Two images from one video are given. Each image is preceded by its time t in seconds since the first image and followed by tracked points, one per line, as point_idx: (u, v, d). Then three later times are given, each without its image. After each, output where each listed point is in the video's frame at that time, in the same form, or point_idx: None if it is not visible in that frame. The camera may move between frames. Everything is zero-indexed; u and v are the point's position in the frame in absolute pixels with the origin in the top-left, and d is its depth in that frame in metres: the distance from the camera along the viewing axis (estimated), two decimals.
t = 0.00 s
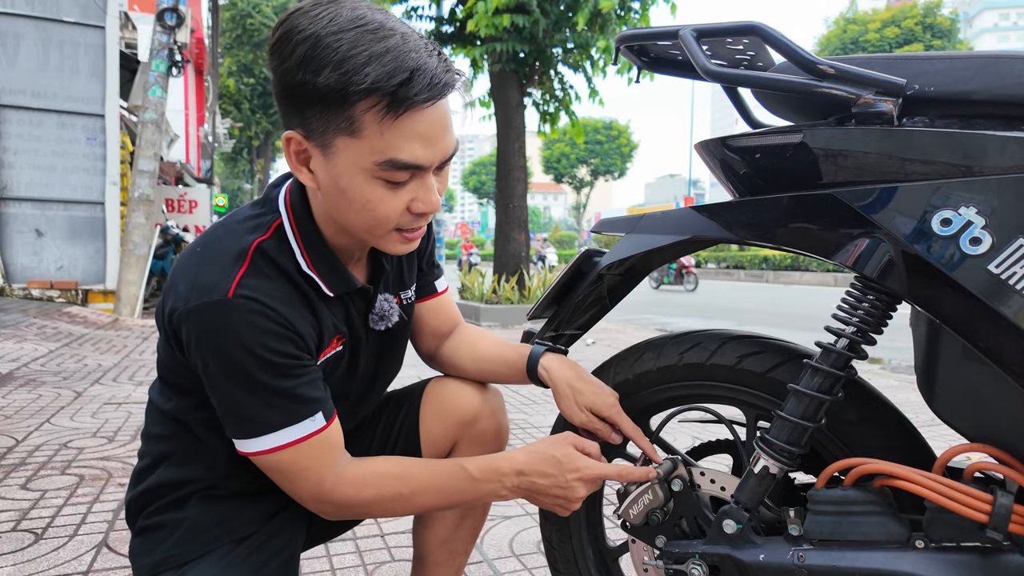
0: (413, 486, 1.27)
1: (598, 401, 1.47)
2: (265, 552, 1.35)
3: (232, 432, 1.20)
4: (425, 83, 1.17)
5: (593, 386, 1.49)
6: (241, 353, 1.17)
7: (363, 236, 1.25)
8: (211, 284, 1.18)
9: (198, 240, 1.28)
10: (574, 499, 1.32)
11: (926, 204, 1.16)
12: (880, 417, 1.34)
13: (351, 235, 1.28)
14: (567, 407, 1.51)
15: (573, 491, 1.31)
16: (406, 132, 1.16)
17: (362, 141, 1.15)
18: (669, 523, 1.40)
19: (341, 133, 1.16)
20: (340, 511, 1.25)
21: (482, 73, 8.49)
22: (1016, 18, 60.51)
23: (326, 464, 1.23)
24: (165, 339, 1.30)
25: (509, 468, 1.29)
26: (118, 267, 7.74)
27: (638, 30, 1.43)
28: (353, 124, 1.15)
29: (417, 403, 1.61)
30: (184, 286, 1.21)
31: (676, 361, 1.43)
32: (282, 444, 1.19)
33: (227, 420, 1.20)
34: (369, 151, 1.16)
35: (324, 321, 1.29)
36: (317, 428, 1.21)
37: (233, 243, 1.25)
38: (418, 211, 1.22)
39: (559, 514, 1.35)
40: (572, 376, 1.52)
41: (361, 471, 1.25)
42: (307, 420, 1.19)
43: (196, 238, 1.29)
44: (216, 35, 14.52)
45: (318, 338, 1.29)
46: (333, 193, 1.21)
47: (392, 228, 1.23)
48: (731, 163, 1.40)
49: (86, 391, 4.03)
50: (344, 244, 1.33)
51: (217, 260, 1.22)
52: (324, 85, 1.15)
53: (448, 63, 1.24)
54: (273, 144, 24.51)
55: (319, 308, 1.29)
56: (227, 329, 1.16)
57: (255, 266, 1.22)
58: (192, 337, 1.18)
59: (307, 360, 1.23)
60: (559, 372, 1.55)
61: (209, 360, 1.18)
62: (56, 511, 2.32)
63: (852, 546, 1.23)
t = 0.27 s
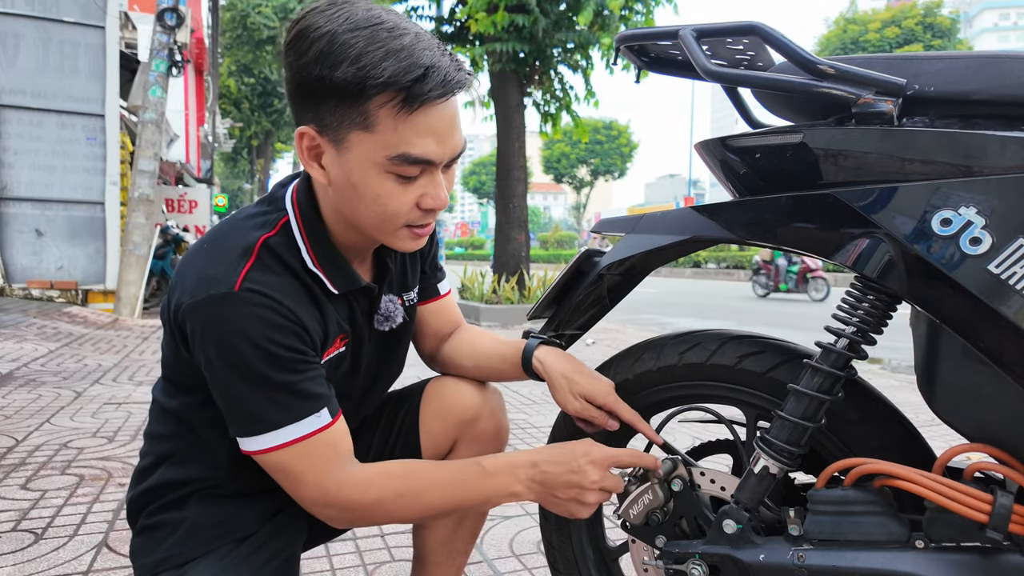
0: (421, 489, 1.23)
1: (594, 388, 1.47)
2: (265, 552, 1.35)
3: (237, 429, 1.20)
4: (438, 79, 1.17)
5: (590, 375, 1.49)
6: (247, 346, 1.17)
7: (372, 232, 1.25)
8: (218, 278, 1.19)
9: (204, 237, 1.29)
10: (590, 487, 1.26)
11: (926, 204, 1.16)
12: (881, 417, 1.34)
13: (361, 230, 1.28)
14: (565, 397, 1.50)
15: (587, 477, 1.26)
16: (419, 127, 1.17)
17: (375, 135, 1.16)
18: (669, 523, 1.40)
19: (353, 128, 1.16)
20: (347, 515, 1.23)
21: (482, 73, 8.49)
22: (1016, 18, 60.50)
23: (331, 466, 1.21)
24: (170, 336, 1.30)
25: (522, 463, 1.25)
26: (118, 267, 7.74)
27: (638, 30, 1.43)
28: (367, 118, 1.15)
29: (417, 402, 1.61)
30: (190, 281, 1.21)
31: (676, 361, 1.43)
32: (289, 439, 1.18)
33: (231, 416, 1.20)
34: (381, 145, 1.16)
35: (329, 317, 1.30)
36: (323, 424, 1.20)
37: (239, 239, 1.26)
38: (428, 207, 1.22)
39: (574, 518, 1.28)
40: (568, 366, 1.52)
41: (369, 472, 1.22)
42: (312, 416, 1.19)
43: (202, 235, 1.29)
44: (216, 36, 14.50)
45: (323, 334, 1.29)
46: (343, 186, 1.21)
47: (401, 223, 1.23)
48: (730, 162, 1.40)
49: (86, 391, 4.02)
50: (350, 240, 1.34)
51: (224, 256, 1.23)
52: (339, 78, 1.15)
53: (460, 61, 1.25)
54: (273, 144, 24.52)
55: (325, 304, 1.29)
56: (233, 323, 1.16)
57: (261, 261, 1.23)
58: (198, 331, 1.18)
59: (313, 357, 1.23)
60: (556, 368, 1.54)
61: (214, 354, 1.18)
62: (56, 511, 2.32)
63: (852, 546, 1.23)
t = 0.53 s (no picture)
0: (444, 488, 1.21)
1: (546, 357, 1.50)
2: (266, 552, 1.35)
3: (252, 427, 1.19)
4: (426, 56, 1.19)
5: (545, 346, 1.52)
6: (262, 338, 1.16)
7: (366, 215, 1.26)
8: (234, 272, 1.19)
9: (218, 234, 1.30)
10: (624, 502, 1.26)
11: (926, 203, 1.16)
12: (880, 417, 1.34)
13: (359, 218, 1.29)
14: (516, 365, 1.52)
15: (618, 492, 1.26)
16: (406, 102, 1.18)
17: (361, 107, 1.19)
18: (669, 523, 1.40)
19: (344, 101, 1.20)
20: (372, 516, 1.20)
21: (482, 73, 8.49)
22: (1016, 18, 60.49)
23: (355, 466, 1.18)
24: (183, 337, 1.29)
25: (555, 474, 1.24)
26: (118, 267, 7.74)
27: (638, 30, 1.42)
28: (355, 91, 1.19)
29: (416, 402, 1.61)
30: (208, 276, 1.21)
31: (676, 361, 1.43)
32: (311, 433, 1.16)
33: (248, 412, 1.19)
34: (369, 119, 1.18)
35: (342, 314, 1.30)
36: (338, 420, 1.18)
37: (255, 236, 1.27)
38: (417, 189, 1.23)
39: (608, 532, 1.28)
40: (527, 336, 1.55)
41: (390, 474, 1.20)
42: (330, 410, 1.17)
43: (217, 233, 1.30)
44: (216, 36, 14.50)
45: (337, 331, 1.29)
46: (336, 164, 1.25)
47: (390, 203, 1.24)
48: (731, 162, 1.40)
49: (86, 391, 4.02)
50: (358, 236, 1.35)
51: (240, 250, 1.23)
52: (331, 53, 1.20)
53: (458, 44, 1.27)
54: (273, 144, 24.51)
55: (337, 300, 1.30)
56: (249, 315, 1.16)
57: (276, 256, 1.24)
58: (214, 324, 1.18)
59: (327, 352, 1.23)
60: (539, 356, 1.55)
61: (228, 347, 1.17)
62: (56, 511, 2.32)
63: (852, 546, 1.23)
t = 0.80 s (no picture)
0: (392, 497, 1.17)
1: (543, 348, 1.51)
2: (266, 552, 1.35)
3: (223, 419, 1.16)
4: (433, 46, 1.23)
5: (543, 339, 1.53)
6: (248, 330, 1.14)
7: (363, 201, 1.27)
8: (233, 260, 1.19)
9: (225, 226, 1.31)
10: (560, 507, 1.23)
11: (926, 203, 1.16)
12: (881, 417, 1.34)
13: (358, 207, 1.30)
14: (513, 355, 1.53)
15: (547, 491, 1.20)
16: (410, 90, 1.22)
17: (368, 92, 1.23)
18: (669, 523, 1.40)
19: (353, 88, 1.25)
20: (316, 528, 1.16)
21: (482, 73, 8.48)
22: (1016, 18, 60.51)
23: (304, 474, 1.15)
24: (179, 325, 1.29)
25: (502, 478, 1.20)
26: (118, 267, 7.74)
27: (638, 29, 1.43)
28: (364, 78, 1.24)
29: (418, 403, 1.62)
30: (206, 264, 1.21)
31: (676, 361, 1.43)
32: (267, 436, 1.14)
33: (223, 402, 1.16)
34: (372, 102, 1.22)
35: (332, 315, 1.29)
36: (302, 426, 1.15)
37: (259, 230, 1.28)
38: (415, 175, 1.23)
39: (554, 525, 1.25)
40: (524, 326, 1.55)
41: (338, 482, 1.16)
42: (299, 414, 1.14)
43: (221, 225, 1.31)
44: (217, 36, 14.50)
45: (325, 331, 1.28)
46: (342, 150, 1.28)
47: (388, 189, 1.24)
48: (731, 162, 1.40)
49: (86, 391, 4.03)
50: (361, 233, 1.35)
51: (242, 242, 1.24)
52: (345, 45, 1.25)
53: (470, 46, 1.31)
54: (273, 144, 24.50)
55: (328, 301, 1.29)
56: (240, 305, 1.15)
57: (276, 250, 1.24)
58: (206, 312, 1.16)
59: (309, 354, 1.21)
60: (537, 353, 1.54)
61: (215, 336, 1.16)
62: (57, 512, 2.32)
63: (852, 546, 1.23)
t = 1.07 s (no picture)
0: (379, 470, 1.20)
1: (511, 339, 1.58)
2: (266, 551, 1.35)
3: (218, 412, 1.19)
4: (437, 47, 1.24)
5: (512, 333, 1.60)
6: (243, 332, 1.16)
7: (363, 198, 1.27)
8: (232, 260, 1.20)
9: (225, 225, 1.32)
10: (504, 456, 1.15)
11: (926, 203, 1.16)
12: (880, 417, 1.34)
13: (357, 205, 1.30)
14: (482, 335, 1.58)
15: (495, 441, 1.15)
16: (412, 90, 1.23)
17: (370, 91, 1.23)
18: (669, 523, 1.40)
19: (355, 88, 1.25)
20: (311, 512, 1.22)
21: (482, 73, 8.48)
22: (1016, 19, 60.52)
23: (286, 465, 1.19)
24: (180, 321, 1.31)
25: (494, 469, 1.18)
26: (118, 267, 7.74)
27: (638, 29, 1.43)
28: (367, 78, 1.24)
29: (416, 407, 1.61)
30: (204, 264, 1.22)
31: (676, 361, 1.43)
32: (247, 435, 1.18)
33: (219, 399, 1.19)
34: (375, 100, 1.23)
35: (326, 318, 1.30)
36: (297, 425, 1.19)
37: (258, 230, 1.29)
38: (416, 174, 1.24)
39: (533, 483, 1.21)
40: (490, 312, 1.61)
41: (315, 469, 1.19)
42: (291, 416, 1.18)
43: (223, 224, 1.32)
44: (217, 36, 14.50)
45: (319, 334, 1.29)
46: (343, 150, 1.28)
47: (387, 187, 1.25)
48: (731, 162, 1.40)
49: (86, 391, 4.02)
50: (360, 233, 1.36)
51: (242, 243, 1.25)
52: (348, 45, 1.26)
53: (473, 50, 1.32)
54: (273, 144, 24.49)
55: (322, 303, 1.30)
56: (234, 306, 1.16)
57: (273, 252, 1.25)
58: (202, 312, 1.17)
59: (303, 356, 1.23)
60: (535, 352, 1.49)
61: (211, 336, 1.17)
62: (57, 511, 2.32)
63: (852, 546, 1.23)
